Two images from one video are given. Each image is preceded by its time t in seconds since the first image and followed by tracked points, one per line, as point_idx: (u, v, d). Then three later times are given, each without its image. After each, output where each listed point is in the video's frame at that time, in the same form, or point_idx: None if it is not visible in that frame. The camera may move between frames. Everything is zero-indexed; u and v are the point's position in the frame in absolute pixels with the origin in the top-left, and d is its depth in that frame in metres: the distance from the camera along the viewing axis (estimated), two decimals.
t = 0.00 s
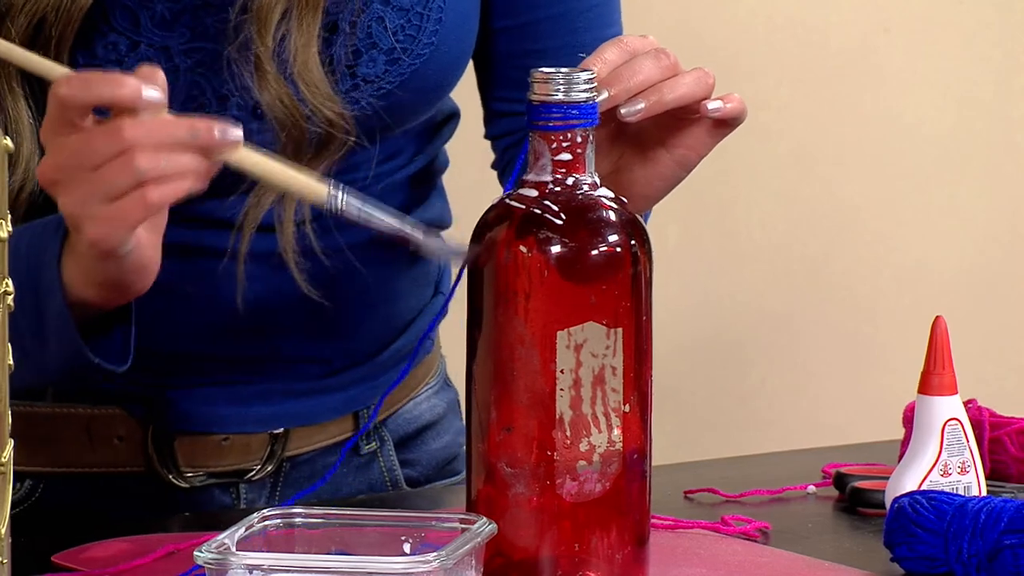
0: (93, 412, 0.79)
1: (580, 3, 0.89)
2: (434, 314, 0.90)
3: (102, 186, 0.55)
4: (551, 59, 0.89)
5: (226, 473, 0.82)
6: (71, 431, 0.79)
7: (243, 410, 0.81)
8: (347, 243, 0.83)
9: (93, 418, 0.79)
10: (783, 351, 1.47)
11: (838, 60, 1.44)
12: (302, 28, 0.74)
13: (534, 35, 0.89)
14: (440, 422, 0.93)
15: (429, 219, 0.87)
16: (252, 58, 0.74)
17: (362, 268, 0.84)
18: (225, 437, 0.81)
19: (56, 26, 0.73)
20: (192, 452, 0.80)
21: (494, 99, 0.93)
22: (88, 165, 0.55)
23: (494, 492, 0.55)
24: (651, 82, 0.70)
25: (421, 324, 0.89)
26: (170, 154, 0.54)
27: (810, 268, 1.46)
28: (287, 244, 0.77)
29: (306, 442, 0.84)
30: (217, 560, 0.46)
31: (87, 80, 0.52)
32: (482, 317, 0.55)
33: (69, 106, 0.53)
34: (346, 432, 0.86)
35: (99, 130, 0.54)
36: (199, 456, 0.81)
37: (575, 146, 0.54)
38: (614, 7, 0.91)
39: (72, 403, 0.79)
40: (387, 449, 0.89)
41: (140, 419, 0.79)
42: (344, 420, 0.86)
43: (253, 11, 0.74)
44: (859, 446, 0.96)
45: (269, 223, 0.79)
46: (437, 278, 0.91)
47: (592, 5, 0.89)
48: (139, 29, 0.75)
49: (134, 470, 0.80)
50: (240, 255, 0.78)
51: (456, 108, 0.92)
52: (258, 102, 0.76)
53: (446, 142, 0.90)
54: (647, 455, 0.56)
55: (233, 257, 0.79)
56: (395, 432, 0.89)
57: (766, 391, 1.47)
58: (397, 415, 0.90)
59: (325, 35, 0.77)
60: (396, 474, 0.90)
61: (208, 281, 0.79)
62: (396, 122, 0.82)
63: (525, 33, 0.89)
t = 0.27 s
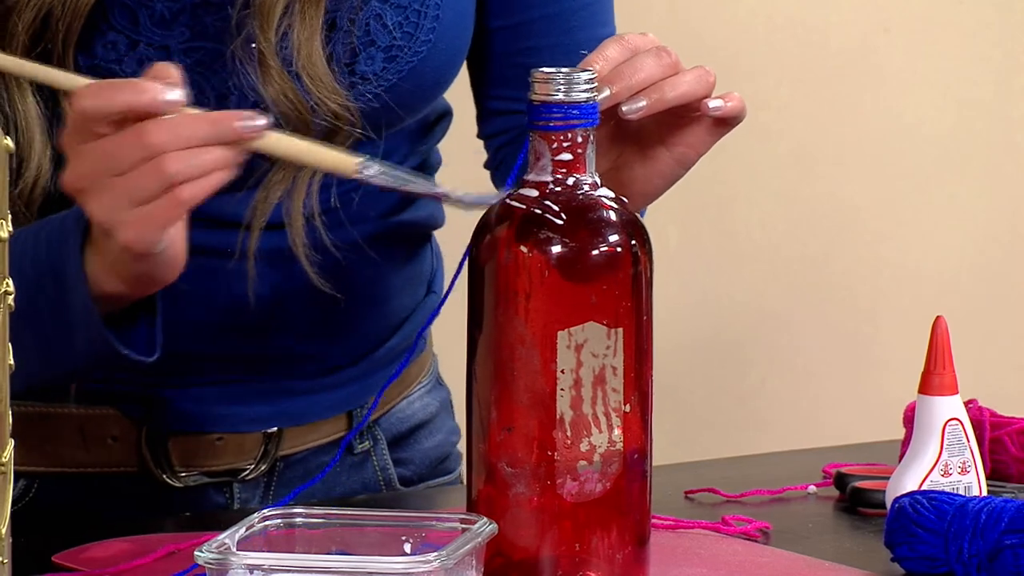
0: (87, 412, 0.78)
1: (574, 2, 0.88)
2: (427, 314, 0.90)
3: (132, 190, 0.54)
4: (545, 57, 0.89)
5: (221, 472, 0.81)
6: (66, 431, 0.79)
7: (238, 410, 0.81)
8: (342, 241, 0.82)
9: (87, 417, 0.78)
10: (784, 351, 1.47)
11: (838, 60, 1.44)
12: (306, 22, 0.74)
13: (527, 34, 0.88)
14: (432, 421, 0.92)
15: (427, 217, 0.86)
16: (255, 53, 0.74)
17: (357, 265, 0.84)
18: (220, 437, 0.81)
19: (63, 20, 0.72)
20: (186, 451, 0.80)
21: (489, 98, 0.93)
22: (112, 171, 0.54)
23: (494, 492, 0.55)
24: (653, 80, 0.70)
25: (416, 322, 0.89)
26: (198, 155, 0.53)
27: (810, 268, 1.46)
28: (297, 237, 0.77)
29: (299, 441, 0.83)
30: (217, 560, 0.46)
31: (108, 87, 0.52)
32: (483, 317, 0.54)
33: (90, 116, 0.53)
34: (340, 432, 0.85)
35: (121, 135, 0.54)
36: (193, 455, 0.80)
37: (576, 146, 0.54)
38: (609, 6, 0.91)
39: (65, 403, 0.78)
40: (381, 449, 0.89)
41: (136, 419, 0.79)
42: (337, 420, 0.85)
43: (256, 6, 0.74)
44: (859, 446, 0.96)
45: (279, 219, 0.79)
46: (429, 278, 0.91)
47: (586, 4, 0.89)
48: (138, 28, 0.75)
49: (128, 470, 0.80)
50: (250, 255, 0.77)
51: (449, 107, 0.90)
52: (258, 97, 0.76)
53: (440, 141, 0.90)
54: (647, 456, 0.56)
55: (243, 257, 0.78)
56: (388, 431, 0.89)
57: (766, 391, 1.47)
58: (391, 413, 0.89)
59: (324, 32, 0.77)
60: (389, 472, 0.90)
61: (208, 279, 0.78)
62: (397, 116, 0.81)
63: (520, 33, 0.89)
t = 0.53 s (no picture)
0: (82, 412, 0.78)
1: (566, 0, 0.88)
2: (421, 313, 0.90)
3: (134, 188, 0.53)
4: (537, 56, 0.89)
5: (216, 473, 0.81)
6: (62, 433, 0.78)
7: (233, 410, 0.81)
8: (334, 240, 0.82)
9: (83, 418, 0.78)
10: (784, 351, 1.47)
11: (838, 60, 1.44)
12: (298, 24, 0.73)
13: (520, 33, 0.88)
14: (425, 420, 0.92)
15: (417, 216, 0.86)
16: (249, 55, 0.73)
17: (349, 264, 0.84)
18: (216, 437, 0.80)
19: (60, 23, 0.72)
20: (183, 452, 0.80)
21: (482, 97, 0.92)
22: (115, 169, 0.53)
23: (494, 492, 0.55)
24: (652, 81, 0.70)
25: (409, 321, 0.89)
26: (201, 151, 0.51)
27: (810, 268, 1.46)
28: (288, 239, 0.75)
29: (294, 441, 0.84)
30: (217, 560, 0.46)
31: (109, 88, 0.50)
32: (483, 317, 0.55)
33: (91, 116, 0.51)
34: (334, 432, 0.86)
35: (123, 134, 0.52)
36: (190, 456, 0.80)
37: (576, 146, 0.54)
38: (599, 4, 0.91)
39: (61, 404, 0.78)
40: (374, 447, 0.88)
41: (132, 420, 0.78)
42: (331, 419, 0.85)
43: (249, 7, 0.73)
44: (859, 446, 0.96)
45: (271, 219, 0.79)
46: (422, 276, 0.91)
47: (578, 3, 0.89)
48: (136, 31, 0.75)
49: (122, 471, 0.79)
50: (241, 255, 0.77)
51: (439, 106, 0.91)
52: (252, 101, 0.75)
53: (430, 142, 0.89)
54: (648, 456, 0.56)
55: (235, 257, 0.79)
56: (382, 430, 0.89)
57: (766, 392, 1.47)
58: (384, 413, 0.89)
59: (320, 34, 0.77)
60: (383, 471, 0.90)
61: (202, 278, 0.78)
62: (390, 118, 0.82)
63: (511, 31, 0.88)
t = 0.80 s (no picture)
0: (80, 415, 0.78)
1: None
2: (412, 314, 0.90)
3: (142, 177, 0.53)
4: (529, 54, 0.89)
5: (212, 474, 0.81)
6: (59, 434, 0.79)
7: (230, 411, 0.81)
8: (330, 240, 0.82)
9: (79, 420, 0.78)
10: (784, 351, 1.47)
11: (838, 60, 1.44)
12: (291, 26, 0.73)
13: (513, 31, 0.88)
14: (419, 419, 0.93)
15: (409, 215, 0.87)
16: (242, 59, 0.74)
17: (343, 264, 0.83)
18: (213, 438, 0.80)
19: (59, 28, 0.72)
20: (180, 453, 0.80)
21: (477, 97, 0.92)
22: (120, 159, 0.53)
23: (494, 492, 0.55)
24: (653, 81, 0.70)
25: (402, 321, 0.89)
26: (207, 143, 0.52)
27: (810, 267, 1.46)
28: (287, 241, 0.75)
29: (288, 441, 0.83)
30: (217, 560, 0.46)
31: (115, 78, 0.51)
32: (482, 318, 0.55)
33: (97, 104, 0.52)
34: (328, 432, 0.85)
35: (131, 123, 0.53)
36: (188, 458, 0.80)
37: (576, 146, 0.54)
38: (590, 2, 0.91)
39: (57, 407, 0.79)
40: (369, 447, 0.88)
41: (128, 422, 0.78)
42: (326, 420, 0.85)
43: (242, 11, 0.73)
44: (860, 446, 0.96)
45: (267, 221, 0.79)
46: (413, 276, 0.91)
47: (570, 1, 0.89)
48: (136, 33, 0.75)
49: (119, 472, 0.79)
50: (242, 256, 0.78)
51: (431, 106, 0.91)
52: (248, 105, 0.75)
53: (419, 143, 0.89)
54: (648, 456, 0.56)
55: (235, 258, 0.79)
56: (377, 431, 0.89)
57: (766, 392, 1.47)
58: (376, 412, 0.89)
59: (317, 35, 0.77)
60: (378, 471, 0.90)
61: (198, 278, 0.78)
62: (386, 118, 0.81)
63: (506, 29, 0.88)
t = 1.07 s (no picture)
0: (75, 419, 0.78)
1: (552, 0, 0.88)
2: (405, 314, 0.90)
3: (159, 177, 0.53)
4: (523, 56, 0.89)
5: (210, 477, 0.81)
6: (57, 438, 0.78)
7: (226, 413, 0.81)
8: (322, 242, 0.83)
9: (77, 424, 0.78)
10: (784, 350, 1.47)
11: (838, 60, 1.44)
12: (292, 29, 0.74)
13: (507, 32, 0.88)
14: (409, 419, 0.93)
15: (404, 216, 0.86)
16: (240, 59, 0.74)
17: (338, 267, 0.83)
18: (210, 441, 0.80)
19: (65, 29, 0.73)
20: (177, 455, 0.80)
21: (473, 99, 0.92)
22: (137, 158, 0.53)
23: (494, 492, 0.55)
24: (656, 87, 0.70)
25: (395, 322, 0.89)
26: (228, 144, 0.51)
27: (810, 267, 1.46)
28: (276, 245, 0.77)
29: (283, 443, 0.83)
30: (217, 560, 0.46)
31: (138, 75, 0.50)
32: (481, 318, 0.55)
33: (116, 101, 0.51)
34: (323, 433, 0.85)
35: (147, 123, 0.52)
36: (186, 460, 0.80)
37: (576, 146, 0.53)
38: (583, 6, 0.91)
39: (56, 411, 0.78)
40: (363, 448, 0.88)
41: (125, 424, 0.78)
42: (322, 421, 0.85)
43: (243, 11, 0.74)
44: (859, 446, 0.96)
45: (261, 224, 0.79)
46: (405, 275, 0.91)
47: (564, 3, 0.89)
48: (140, 36, 0.75)
49: (117, 476, 0.79)
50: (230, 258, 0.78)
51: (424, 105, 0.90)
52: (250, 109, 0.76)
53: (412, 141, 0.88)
54: (648, 455, 0.56)
55: (222, 259, 0.79)
56: (373, 432, 0.89)
57: (766, 392, 1.47)
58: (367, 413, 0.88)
59: (319, 38, 0.78)
60: (372, 471, 0.90)
61: (194, 281, 0.78)
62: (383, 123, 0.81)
63: (501, 31, 0.88)
